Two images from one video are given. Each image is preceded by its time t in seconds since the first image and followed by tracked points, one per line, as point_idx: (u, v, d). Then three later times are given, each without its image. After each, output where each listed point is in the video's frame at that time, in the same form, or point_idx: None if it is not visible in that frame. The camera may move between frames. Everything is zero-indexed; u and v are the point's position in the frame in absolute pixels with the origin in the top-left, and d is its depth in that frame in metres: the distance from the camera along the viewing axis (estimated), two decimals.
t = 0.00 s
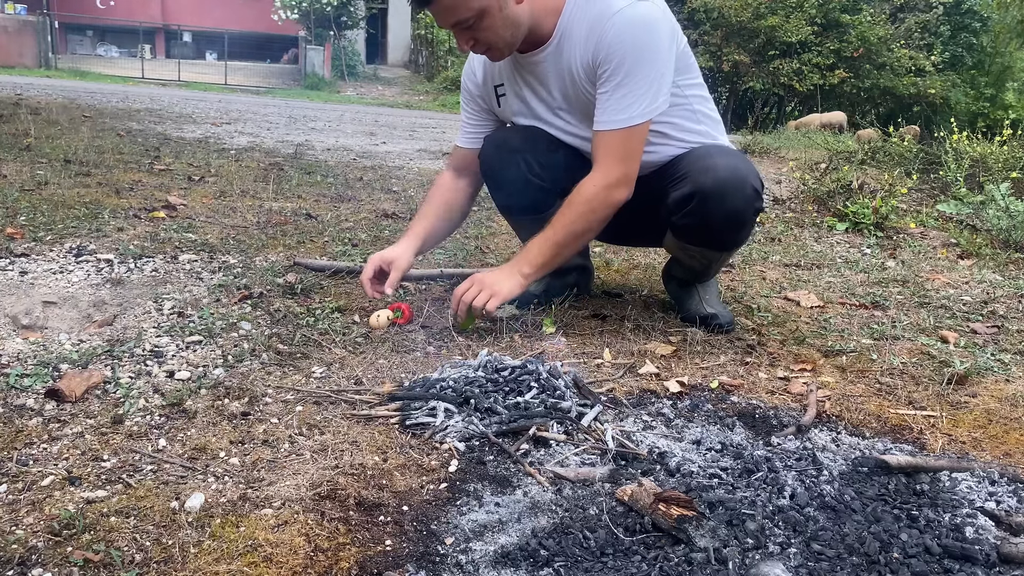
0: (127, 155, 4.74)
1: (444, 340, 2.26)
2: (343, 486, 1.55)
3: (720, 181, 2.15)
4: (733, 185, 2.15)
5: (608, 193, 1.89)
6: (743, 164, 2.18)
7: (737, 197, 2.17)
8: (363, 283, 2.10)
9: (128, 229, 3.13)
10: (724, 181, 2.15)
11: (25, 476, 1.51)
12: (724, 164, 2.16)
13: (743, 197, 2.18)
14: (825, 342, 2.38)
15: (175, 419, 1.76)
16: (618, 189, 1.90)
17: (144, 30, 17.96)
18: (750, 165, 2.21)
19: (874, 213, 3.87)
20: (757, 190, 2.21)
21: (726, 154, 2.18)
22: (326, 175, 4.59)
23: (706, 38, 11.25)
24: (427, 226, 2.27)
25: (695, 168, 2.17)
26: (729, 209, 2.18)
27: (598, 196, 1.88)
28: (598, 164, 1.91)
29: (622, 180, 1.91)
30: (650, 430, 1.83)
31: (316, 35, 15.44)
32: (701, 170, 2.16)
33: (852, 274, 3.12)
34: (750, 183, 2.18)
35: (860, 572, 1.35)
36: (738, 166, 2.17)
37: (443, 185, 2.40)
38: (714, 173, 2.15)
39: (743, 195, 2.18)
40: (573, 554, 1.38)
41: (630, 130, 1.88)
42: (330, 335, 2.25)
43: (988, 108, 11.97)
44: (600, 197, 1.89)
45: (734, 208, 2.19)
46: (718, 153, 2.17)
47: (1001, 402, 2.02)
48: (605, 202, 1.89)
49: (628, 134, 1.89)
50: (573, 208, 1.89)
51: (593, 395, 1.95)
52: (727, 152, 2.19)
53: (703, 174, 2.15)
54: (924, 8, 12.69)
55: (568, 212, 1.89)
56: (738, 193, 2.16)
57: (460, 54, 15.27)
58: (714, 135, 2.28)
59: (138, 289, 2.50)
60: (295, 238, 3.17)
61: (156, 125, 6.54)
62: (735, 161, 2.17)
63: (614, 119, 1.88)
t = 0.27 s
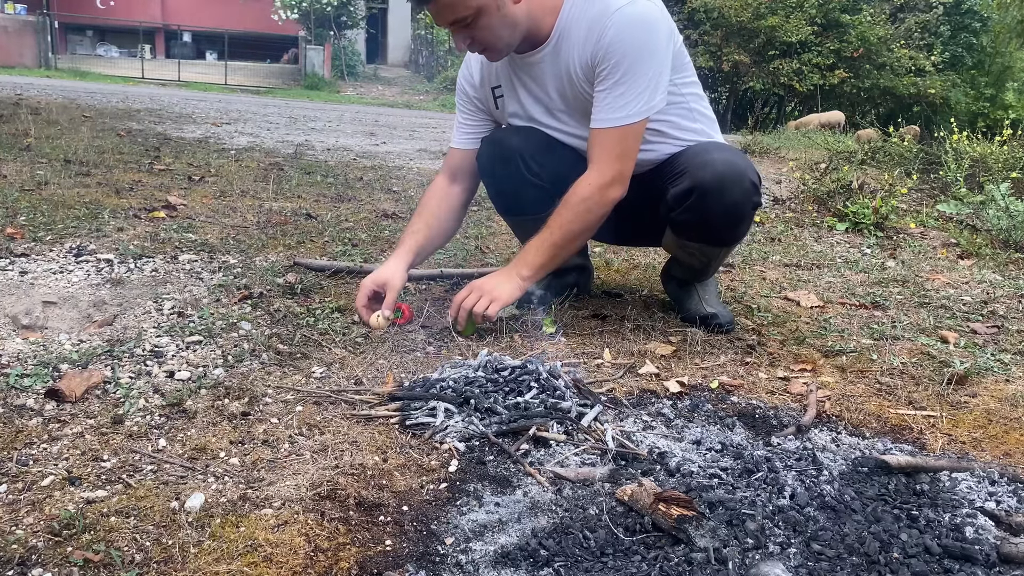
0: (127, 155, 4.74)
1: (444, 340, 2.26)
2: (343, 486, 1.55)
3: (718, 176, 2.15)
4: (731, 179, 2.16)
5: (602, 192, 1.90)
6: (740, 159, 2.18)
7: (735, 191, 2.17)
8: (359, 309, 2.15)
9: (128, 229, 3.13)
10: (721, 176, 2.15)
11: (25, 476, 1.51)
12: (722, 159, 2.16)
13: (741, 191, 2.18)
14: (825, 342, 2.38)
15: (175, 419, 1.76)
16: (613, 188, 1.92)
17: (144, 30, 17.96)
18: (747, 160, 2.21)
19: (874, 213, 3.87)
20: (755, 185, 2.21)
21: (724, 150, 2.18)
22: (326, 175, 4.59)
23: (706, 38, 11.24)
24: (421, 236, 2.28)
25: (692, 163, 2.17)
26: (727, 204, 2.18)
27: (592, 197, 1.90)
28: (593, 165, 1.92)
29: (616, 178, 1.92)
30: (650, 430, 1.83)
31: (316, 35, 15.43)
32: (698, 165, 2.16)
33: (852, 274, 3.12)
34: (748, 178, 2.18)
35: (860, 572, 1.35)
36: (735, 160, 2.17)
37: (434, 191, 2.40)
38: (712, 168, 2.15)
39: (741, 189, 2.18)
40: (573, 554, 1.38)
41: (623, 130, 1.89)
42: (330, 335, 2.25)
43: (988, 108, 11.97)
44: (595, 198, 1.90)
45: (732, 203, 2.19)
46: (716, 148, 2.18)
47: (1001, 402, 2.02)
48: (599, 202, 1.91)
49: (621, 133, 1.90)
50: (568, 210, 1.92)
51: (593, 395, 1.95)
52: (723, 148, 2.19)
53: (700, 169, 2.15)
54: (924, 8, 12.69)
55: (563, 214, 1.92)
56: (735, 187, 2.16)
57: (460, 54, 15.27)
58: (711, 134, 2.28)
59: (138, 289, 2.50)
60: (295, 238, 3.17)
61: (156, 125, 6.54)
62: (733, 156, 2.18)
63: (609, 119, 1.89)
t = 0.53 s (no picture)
0: (127, 155, 4.74)
1: (444, 340, 2.26)
2: (343, 486, 1.55)
3: (717, 177, 2.15)
4: (729, 180, 2.15)
5: (602, 191, 1.91)
6: (739, 160, 2.18)
7: (733, 192, 2.17)
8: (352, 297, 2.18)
9: (128, 229, 3.13)
10: (720, 177, 2.15)
11: (25, 476, 1.51)
12: (720, 160, 2.16)
13: (739, 192, 2.17)
14: (825, 342, 2.38)
15: (175, 419, 1.76)
16: (613, 187, 1.92)
17: (144, 30, 17.96)
18: (745, 160, 2.21)
19: (874, 213, 3.87)
20: (753, 185, 2.21)
21: (722, 151, 2.18)
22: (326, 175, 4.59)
23: (706, 38, 11.23)
24: (422, 234, 2.30)
25: (690, 164, 2.17)
26: (725, 205, 2.18)
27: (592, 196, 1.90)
28: (593, 163, 1.92)
29: (616, 177, 1.92)
30: (650, 430, 1.83)
31: (316, 35, 15.43)
32: (697, 166, 2.16)
33: (852, 274, 3.12)
34: (747, 179, 2.18)
35: (860, 572, 1.35)
36: (734, 161, 2.16)
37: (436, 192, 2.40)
38: (710, 169, 2.15)
39: (739, 190, 2.17)
40: (573, 554, 1.38)
41: (623, 129, 1.89)
42: (330, 335, 2.25)
43: (988, 108, 11.98)
44: (594, 197, 1.91)
45: (730, 204, 2.18)
46: (714, 149, 2.17)
47: (1001, 402, 2.02)
48: (599, 201, 1.91)
49: (621, 131, 1.90)
50: (568, 208, 1.92)
51: (593, 395, 1.95)
52: (722, 149, 2.19)
53: (699, 171, 2.15)
54: (924, 8, 12.69)
55: (563, 213, 1.92)
56: (734, 189, 2.16)
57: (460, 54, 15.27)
58: (710, 133, 2.28)
59: (138, 289, 2.50)
60: (295, 238, 3.17)
61: (156, 125, 6.54)
62: (731, 157, 2.17)
63: (608, 118, 1.89)
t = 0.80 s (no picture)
0: (127, 155, 4.74)
1: (444, 340, 2.26)
2: (343, 486, 1.55)
3: (716, 178, 2.15)
4: (729, 181, 2.15)
5: (599, 190, 1.91)
6: (739, 161, 2.18)
7: (732, 193, 2.16)
8: (364, 264, 2.21)
9: (128, 230, 3.13)
10: (719, 178, 2.14)
11: (25, 476, 1.51)
12: (720, 161, 2.16)
13: (738, 194, 2.17)
14: (825, 342, 2.38)
15: (175, 419, 1.76)
16: (610, 186, 1.92)
17: (144, 30, 17.96)
18: (745, 161, 2.20)
19: (874, 213, 3.87)
20: (753, 186, 2.21)
21: (722, 152, 2.18)
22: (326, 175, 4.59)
23: (706, 38, 11.23)
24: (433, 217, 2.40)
25: (690, 165, 2.17)
26: (724, 206, 2.18)
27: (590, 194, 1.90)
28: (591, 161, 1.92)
29: (614, 175, 1.93)
30: (650, 430, 1.83)
31: (316, 35, 15.43)
32: (696, 167, 2.16)
33: (852, 274, 3.12)
34: (746, 180, 2.18)
35: (860, 572, 1.35)
36: (733, 163, 2.16)
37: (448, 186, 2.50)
38: (709, 170, 2.15)
39: (739, 191, 2.17)
40: (573, 554, 1.38)
41: (622, 127, 1.90)
42: (330, 335, 2.25)
43: (988, 108, 12.01)
44: (592, 195, 1.91)
45: (729, 206, 2.18)
46: (713, 150, 2.17)
47: (1001, 402, 2.02)
48: (597, 199, 1.91)
49: (620, 130, 1.90)
50: (565, 207, 1.91)
51: (593, 395, 1.95)
52: (721, 150, 2.19)
53: (698, 172, 2.15)
54: (924, 8, 12.69)
55: (560, 211, 1.92)
56: (733, 190, 2.16)
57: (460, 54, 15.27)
58: (710, 133, 2.28)
59: (138, 289, 2.50)
60: (295, 238, 3.17)
61: (157, 125, 6.54)
62: (731, 158, 2.17)
63: (607, 117, 1.89)
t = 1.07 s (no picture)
0: (127, 155, 4.74)
1: (444, 340, 2.26)
2: (343, 486, 1.55)
3: (716, 177, 2.15)
4: (729, 181, 2.15)
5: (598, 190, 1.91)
6: (739, 160, 2.18)
7: (732, 193, 2.17)
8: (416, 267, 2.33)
9: (128, 230, 3.13)
10: (719, 178, 2.15)
11: (25, 476, 1.51)
12: (720, 161, 2.16)
13: (739, 193, 2.17)
14: (825, 342, 2.38)
15: (175, 419, 1.76)
16: (609, 187, 1.92)
17: (144, 30, 17.96)
18: (745, 160, 2.21)
19: (874, 213, 3.87)
20: (753, 186, 2.21)
21: (722, 151, 2.18)
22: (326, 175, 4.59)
23: (706, 38, 11.21)
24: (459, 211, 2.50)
25: (690, 164, 2.17)
26: (725, 205, 2.18)
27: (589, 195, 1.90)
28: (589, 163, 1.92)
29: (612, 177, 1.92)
30: (650, 430, 1.83)
31: (316, 35, 15.43)
32: (696, 167, 2.16)
33: (852, 274, 3.12)
34: (746, 180, 2.18)
35: (860, 572, 1.35)
36: (734, 162, 2.16)
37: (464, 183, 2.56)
38: (709, 169, 2.15)
39: (739, 191, 2.17)
40: (573, 554, 1.38)
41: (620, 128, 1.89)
42: (330, 335, 2.25)
43: (988, 107, 12.00)
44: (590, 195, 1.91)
45: (729, 205, 2.18)
46: (714, 149, 2.17)
47: (1001, 402, 2.02)
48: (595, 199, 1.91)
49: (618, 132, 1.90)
50: (563, 209, 1.92)
51: (593, 395, 1.95)
52: (722, 150, 2.19)
53: (698, 171, 2.15)
54: (924, 8, 12.68)
55: (559, 212, 1.92)
56: (733, 189, 2.16)
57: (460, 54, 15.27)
58: (711, 134, 2.28)
59: (138, 289, 2.50)
60: (295, 239, 3.17)
61: (157, 125, 6.54)
62: (731, 157, 2.17)
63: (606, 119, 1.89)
